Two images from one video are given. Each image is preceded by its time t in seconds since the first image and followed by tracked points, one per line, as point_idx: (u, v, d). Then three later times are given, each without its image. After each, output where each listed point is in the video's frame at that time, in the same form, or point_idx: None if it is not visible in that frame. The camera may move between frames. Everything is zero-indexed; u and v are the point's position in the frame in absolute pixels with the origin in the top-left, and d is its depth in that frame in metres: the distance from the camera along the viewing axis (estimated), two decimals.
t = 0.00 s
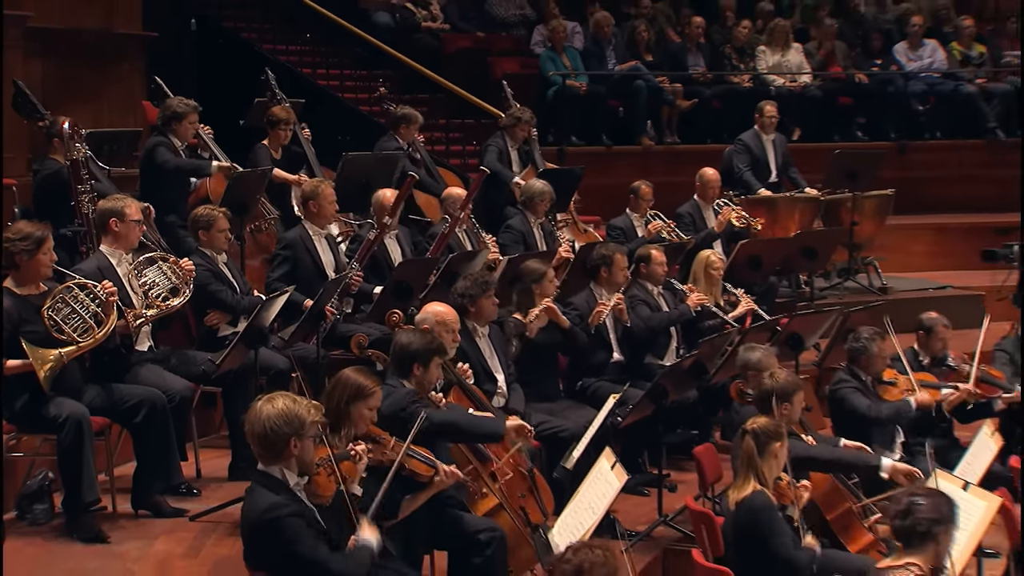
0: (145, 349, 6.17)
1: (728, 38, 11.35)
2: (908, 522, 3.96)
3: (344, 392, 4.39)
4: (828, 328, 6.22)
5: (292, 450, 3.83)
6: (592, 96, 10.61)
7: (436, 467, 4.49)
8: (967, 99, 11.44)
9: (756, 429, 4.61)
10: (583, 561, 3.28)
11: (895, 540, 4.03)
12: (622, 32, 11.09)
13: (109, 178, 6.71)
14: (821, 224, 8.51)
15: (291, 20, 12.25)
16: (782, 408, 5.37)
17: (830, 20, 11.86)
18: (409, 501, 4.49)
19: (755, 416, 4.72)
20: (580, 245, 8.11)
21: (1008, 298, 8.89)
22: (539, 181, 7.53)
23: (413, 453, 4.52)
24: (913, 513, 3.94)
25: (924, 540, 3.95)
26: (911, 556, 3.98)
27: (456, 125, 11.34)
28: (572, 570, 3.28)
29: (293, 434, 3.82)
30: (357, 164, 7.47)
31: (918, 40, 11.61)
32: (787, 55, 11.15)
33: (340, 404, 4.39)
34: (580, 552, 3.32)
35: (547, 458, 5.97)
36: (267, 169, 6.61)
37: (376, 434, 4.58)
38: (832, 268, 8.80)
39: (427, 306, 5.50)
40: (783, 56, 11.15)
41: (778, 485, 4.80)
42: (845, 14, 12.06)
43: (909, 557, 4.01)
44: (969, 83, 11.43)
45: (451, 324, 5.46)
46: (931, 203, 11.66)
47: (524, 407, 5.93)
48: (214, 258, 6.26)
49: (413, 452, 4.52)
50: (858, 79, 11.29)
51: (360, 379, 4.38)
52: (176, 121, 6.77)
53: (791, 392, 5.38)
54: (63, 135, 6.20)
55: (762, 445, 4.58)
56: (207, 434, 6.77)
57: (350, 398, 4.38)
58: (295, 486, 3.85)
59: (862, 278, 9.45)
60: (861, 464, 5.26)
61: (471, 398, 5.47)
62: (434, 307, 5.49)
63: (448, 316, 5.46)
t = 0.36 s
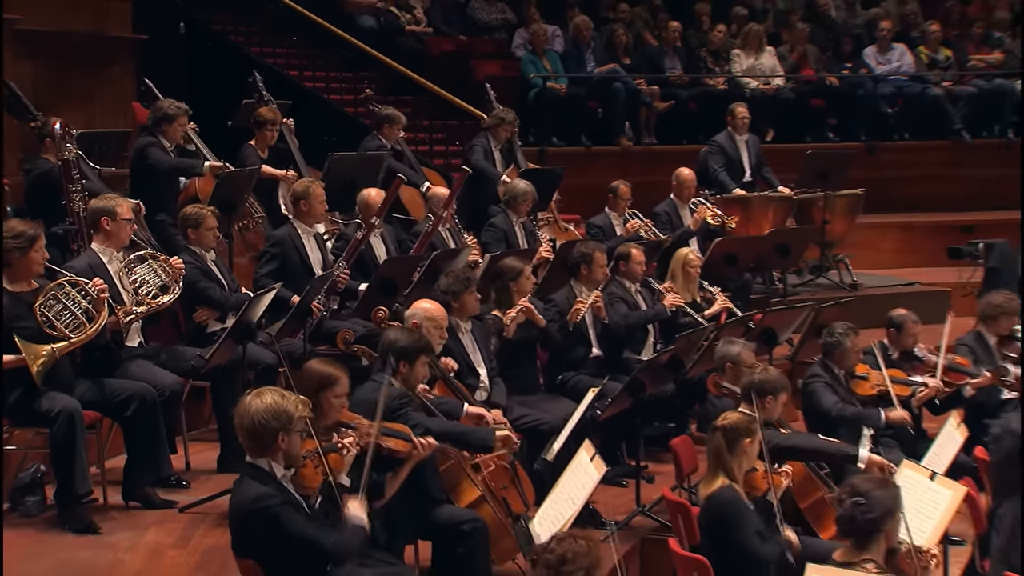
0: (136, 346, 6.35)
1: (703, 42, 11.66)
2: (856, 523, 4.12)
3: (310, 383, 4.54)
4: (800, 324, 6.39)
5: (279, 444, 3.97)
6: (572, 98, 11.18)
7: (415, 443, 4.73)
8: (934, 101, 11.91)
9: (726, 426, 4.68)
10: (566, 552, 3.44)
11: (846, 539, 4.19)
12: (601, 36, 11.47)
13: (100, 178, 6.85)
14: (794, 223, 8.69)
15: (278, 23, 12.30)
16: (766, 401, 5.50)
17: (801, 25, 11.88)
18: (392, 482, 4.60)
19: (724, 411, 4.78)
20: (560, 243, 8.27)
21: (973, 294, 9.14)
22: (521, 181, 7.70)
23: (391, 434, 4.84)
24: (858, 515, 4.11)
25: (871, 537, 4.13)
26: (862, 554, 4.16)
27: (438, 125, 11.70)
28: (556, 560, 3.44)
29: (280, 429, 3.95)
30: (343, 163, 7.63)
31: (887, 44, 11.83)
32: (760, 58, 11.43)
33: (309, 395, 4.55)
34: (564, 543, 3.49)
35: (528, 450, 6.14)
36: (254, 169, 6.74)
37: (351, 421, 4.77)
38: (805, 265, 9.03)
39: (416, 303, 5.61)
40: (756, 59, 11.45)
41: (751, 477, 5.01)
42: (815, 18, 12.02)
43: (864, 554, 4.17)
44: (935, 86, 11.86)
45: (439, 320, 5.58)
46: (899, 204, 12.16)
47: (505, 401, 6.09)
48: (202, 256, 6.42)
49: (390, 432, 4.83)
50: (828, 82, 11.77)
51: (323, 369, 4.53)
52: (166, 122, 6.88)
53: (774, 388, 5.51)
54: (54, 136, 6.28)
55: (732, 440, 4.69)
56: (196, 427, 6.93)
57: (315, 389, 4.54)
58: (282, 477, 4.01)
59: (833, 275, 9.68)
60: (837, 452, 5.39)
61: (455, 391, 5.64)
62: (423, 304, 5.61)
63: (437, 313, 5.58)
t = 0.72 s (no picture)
0: (124, 341, 6.46)
1: (677, 45, 11.86)
2: (825, 521, 4.30)
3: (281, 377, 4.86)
4: (772, 319, 6.57)
5: (265, 437, 4.09)
6: (551, 99, 11.48)
7: (385, 431, 4.87)
8: (900, 102, 12.04)
9: (694, 423, 4.89)
10: (547, 542, 3.49)
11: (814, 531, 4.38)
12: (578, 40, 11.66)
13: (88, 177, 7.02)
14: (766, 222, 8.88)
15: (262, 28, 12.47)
16: (742, 393, 5.67)
17: (774, 28, 12.15)
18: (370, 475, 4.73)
19: (698, 409, 4.99)
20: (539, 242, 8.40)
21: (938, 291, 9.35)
22: (502, 181, 7.86)
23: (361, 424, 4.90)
24: (827, 513, 4.28)
25: (840, 534, 4.30)
26: (830, 550, 4.33)
27: (420, 126, 12.03)
28: (536, 551, 3.49)
29: (267, 423, 4.07)
30: (327, 163, 7.78)
31: (856, 48, 11.59)
32: (733, 61, 11.74)
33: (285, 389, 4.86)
34: (546, 533, 3.55)
35: (508, 442, 6.32)
36: (240, 168, 6.88)
37: (321, 414, 4.98)
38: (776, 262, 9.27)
39: (402, 299, 5.76)
40: (730, 62, 11.76)
41: (725, 471, 5.30)
42: (787, 22, 12.15)
43: (831, 548, 4.34)
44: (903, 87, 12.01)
45: (425, 315, 5.72)
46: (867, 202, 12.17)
47: (486, 394, 6.27)
48: (189, 254, 6.56)
49: (360, 423, 4.90)
50: (799, 85, 12.04)
51: (291, 365, 4.86)
52: (155, 122, 7.03)
53: (748, 382, 5.68)
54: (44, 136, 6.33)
55: (698, 439, 4.90)
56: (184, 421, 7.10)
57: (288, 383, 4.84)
58: (267, 470, 4.17)
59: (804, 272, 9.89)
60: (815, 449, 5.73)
61: (438, 383, 5.81)
62: (410, 300, 5.76)
63: (424, 308, 5.73)
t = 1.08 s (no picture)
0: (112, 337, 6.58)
1: (653, 47, 12.18)
2: (801, 513, 4.41)
3: (264, 372, 4.92)
4: (745, 314, 6.77)
5: (252, 430, 4.25)
6: (531, 101, 11.67)
7: (370, 423, 5.08)
8: (868, 105, 12.76)
9: (671, 421, 4.94)
10: (533, 530, 3.50)
11: (791, 523, 4.48)
12: (556, 42, 11.85)
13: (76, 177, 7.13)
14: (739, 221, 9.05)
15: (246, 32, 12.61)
16: (711, 385, 5.86)
17: (746, 32, 12.56)
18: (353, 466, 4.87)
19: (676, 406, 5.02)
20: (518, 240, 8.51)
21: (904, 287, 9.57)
22: (487, 182, 8.03)
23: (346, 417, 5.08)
24: (802, 505, 4.39)
25: (813, 526, 4.42)
26: (804, 541, 4.44)
27: (403, 127, 12.27)
28: (521, 538, 3.49)
29: (253, 415, 4.24)
30: (311, 164, 7.92)
31: (825, 51, 12.51)
32: (707, 63, 12.15)
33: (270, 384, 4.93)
34: (531, 523, 3.55)
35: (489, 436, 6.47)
36: (226, 167, 7.03)
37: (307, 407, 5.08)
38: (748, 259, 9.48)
39: (384, 294, 5.89)
40: (703, 65, 12.15)
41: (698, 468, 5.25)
42: (758, 26, 12.80)
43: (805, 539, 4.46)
44: (870, 91, 12.73)
45: (407, 309, 5.87)
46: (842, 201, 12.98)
47: (467, 388, 6.43)
48: (176, 252, 6.69)
49: (346, 414, 5.08)
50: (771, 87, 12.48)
51: (277, 359, 4.93)
52: (143, 123, 7.19)
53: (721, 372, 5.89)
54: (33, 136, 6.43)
55: (674, 437, 4.93)
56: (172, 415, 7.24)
57: (273, 378, 4.92)
58: (253, 463, 4.31)
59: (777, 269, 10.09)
60: (777, 443, 5.93)
61: (422, 377, 5.96)
62: (392, 295, 5.90)
63: (406, 303, 5.88)
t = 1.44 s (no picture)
0: (100, 331, 6.72)
1: (629, 50, 12.45)
2: (779, 502, 4.57)
3: (261, 364, 5.07)
4: (719, 309, 6.94)
5: (239, 424, 4.36)
6: (511, 102, 11.84)
7: (358, 425, 5.16)
8: (837, 106, 12.99)
9: (642, 413, 5.10)
10: (521, 522, 3.64)
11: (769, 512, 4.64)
12: (535, 44, 12.15)
13: (64, 175, 7.26)
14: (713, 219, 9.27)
15: (233, 33, 12.78)
16: (682, 377, 6.03)
17: (720, 36, 12.84)
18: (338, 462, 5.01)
19: (649, 398, 5.18)
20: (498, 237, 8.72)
21: (872, 283, 9.84)
22: (470, 182, 8.23)
23: (335, 416, 5.20)
24: (782, 494, 4.56)
25: (790, 515, 4.58)
26: (780, 530, 4.60)
27: (386, 126, 12.36)
28: (509, 530, 3.63)
29: (241, 410, 4.33)
30: (296, 163, 8.10)
31: (796, 54, 12.79)
32: (681, 65, 12.46)
33: (262, 377, 5.07)
34: (519, 516, 3.69)
35: (470, 428, 6.64)
36: (212, 167, 7.18)
37: (298, 402, 5.22)
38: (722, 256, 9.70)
39: (363, 289, 6.05)
40: (678, 67, 12.45)
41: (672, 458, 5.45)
42: (731, 29, 13.08)
43: (780, 528, 4.62)
44: (840, 92, 13.00)
45: (385, 303, 6.03)
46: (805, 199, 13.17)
47: (448, 381, 6.59)
48: (163, 249, 6.84)
49: (335, 414, 5.20)
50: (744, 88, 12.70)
51: (273, 353, 5.06)
52: (132, 123, 7.29)
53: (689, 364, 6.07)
54: (20, 134, 6.54)
55: (643, 428, 5.10)
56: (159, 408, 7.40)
57: (266, 371, 5.07)
58: (239, 455, 4.44)
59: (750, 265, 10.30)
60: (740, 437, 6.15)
61: (403, 372, 6.16)
62: (370, 290, 6.06)
63: (383, 297, 6.04)
